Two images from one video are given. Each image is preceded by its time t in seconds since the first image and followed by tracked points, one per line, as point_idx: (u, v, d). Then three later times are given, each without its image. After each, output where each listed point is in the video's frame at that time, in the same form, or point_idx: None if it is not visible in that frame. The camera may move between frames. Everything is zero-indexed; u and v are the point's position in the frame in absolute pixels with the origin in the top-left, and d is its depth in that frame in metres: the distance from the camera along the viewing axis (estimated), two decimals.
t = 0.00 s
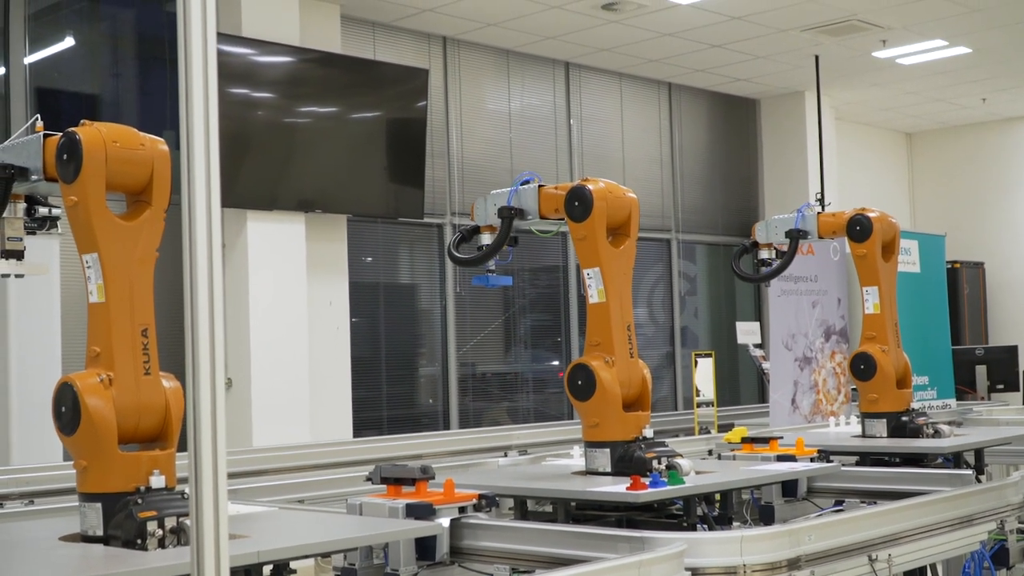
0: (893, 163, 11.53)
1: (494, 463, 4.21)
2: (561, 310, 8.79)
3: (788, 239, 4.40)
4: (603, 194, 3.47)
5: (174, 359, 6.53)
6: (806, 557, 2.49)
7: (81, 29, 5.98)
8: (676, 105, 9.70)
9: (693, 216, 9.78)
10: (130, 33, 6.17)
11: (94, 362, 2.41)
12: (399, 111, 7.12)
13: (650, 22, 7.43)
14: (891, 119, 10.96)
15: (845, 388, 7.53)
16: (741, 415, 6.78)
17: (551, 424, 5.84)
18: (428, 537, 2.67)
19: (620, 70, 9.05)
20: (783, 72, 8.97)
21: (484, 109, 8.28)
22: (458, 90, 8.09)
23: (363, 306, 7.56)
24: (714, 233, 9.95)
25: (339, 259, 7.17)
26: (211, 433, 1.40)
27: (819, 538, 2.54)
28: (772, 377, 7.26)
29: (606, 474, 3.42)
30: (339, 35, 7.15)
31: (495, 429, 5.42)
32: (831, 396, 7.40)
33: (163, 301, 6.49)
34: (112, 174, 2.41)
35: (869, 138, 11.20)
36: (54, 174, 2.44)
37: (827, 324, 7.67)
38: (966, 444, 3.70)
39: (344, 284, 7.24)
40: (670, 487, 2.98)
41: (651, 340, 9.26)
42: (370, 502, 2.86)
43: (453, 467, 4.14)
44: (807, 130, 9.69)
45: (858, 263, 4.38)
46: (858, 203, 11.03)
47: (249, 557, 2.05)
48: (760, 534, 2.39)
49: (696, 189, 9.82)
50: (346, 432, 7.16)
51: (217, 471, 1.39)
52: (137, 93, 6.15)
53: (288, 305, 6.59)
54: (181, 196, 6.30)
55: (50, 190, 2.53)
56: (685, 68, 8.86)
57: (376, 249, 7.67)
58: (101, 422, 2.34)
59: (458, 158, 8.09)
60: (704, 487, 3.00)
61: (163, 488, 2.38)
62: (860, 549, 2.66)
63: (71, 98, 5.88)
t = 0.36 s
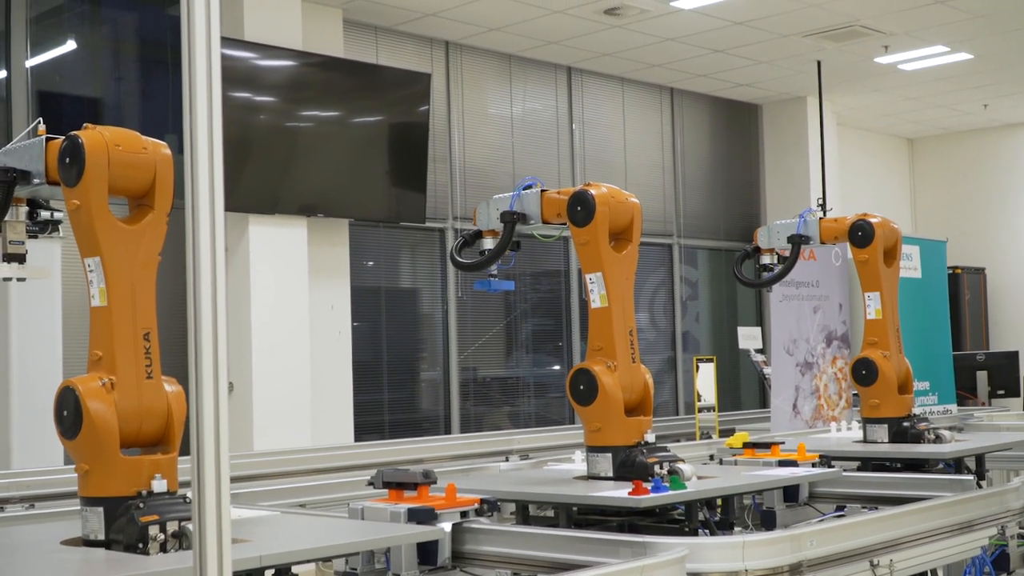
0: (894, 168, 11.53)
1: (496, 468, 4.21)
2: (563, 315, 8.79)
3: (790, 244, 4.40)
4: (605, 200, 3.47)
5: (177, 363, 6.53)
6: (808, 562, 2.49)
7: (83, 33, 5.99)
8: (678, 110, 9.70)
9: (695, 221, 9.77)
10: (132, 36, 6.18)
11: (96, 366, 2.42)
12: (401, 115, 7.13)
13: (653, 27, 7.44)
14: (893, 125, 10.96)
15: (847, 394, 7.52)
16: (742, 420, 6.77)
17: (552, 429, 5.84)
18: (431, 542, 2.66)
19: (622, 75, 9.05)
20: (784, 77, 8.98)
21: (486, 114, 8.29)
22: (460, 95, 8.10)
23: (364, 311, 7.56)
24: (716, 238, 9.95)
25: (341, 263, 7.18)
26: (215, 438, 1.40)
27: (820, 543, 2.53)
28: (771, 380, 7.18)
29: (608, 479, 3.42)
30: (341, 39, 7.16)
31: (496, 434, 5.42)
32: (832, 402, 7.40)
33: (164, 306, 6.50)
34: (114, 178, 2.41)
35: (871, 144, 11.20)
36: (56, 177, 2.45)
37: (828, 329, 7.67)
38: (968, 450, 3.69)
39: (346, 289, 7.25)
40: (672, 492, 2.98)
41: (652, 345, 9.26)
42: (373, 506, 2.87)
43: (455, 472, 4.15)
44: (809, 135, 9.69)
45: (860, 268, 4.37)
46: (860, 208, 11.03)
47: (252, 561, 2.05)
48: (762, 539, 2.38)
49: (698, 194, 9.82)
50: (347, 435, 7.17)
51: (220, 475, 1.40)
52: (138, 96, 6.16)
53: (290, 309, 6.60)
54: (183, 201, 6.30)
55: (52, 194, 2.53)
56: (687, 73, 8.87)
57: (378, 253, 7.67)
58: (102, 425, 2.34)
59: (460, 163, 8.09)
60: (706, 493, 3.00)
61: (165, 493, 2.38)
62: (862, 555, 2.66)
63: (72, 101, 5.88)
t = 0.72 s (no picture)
0: (884, 170, 11.57)
1: (488, 471, 4.21)
2: (553, 317, 8.79)
3: (781, 246, 4.40)
4: (597, 202, 3.48)
5: (168, 367, 6.50)
6: (801, 564, 2.49)
7: (71, 36, 5.97)
8: (668, 113, 9.72)
9: (685, 224, 9.79)
10: (121, 40, 6.16)
11: (88, 371, 2.41)
12: (391, 118, 7.12)
13: (643, 30, 7.45)
14: (881, 127, 11.00)
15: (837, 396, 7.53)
16: (732, 423, 6.76)
17: (543, 432, 5.84)
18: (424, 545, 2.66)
19: (612, 78, 9.06)
20: (773, 80, 9.00)
21: (476, 117, 8.29)
22: (450, 98, 8.10)
23: (355, 314, 7.55)
24: (706, 240, 9.97)
25: (331, 266, 7.17)
26: (210, 444, 1.39)
27: (813, 545, 2.54)
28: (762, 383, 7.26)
29: (600, 482, 3.42)
30: (331, 42, 7.15)
31: (488, 437, 5.42)
32: (823, 404, 7.41)
33: (153, 311, 6.48)
34: (106, 182, 2.40)
35: (860, 146, 11.24)
36: (47, 182, 2.44)
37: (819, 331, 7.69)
38: (958, 451, 3.70)
39: (337, 293, 7.24)
40: (664, 494, 2.99)
41: (642, 348, 9.26)
42: (365, 511, 2.86)
43: (446, 475, 4.14)
44: (799, 137, 9.71)
45: (851, 270, 4.38)
46: (849, 210, 11.06)
47: (245, 566, 2.04)
48: (754, 542, 2.40)
49: (688, 196, 9.84)
50: (339, 439, 7.15)
51: (214, 481, 1.39)
52: (127, 100, 6.13)
53: (280, 313, 6.58)
54: (173, 205, 6.29)
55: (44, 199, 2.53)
56: (677, 76, 8.88)
57: (368, 257, 7.66)
58: (94, 431, 2.33)
59: (450, 166, 8.09)
60: (698, 495, 3.01)
61: (157, 498, 2.38)
62: (854, 557, 2.67)
63: (60, 105, 5.85)
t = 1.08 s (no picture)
0: (871, 172, 11.62)
1: (478, 472, 4.21)
2: (542, 318, 8.80)
3: (770, 248, 4.42)
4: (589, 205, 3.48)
5: (155, 369, 6.48)
6: (793, 566, 2.51)
7: (60, 37, 5.94)
8: (657, 115, 9.73)
9: (674, 225, 9.81)
10: (110, 40, 6.14)
11: (80, 372, 2.40)
12: (380, 120, 7.12)
13: (633, 32, 7.47)
14: (868, 130, 11.05)
15: (826, 398, 7.52)
16: (720, 424, 6.77)
17: (533, 433, 5.84)
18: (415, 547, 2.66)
19: (601, 79, 9.08)
20: (762, 82, 9.03)
21: (465, 118, 8.29)
22: (440, 99, 8.10)
23: (343, 316, 7.54)
24: (694, 242, 9.99)
25: (320, 267, 7.16)
26: (207, 446, 1.39)
27: (805, 547, 2.56)
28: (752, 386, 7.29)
29: (591, 483, 3.42)
30: (320, 43, 7.14)
31: (477, 438, 5.42)
32: (811, 405, 7.43)
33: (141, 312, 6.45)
34: (99, 183, 2.39)
35: (847, 148, 11.28)
36: (39, 182, 2.43)
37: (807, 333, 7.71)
38: (949, 453, 3.71)
39: (326, 293, 7.24)
40: (656, 497, 3.00)
41: (631, 349, 9.28)
42: (357, 511, 2.87)
43: (437, 476, 4.14)
44: (787, 139, 9.75)
45: (840, 272, 4.39)
46: (837, 212, 11.10)
47: (239, 567, 2.04)
48: (746, 544, 2.41)
49: (676, 198, 9.86)
50: (327, 440, 7.15)
51: (211, 483, 1.38)
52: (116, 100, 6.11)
53: (269, 315, 6.57)
54: (162, 205, 6.27)
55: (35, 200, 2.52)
56: (666, 78, 8.90)
57: (355, 258, 7.65)
58: (87, 432, 2.32)
59: (439, 167, 8.09)
60: (690, 497, 3.03)
61: (150, 499, 2.37)
62: (846, 559, 2.68)
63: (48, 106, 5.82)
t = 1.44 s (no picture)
0: (858, 175, 11.66)
1: (466, 472, 4.20)
2: (529, 318, 8.79)
3: (759, 250, 4.40)
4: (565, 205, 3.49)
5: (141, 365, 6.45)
6: (781, 567, 2.53)
7: (48, 31, 5.90)
8: (646, 116, 9.74)
9: (662, 227, 9.83)
10: (99, 35, 6.11)
11: (70, 368, 2.39)
12: (369, 118, 7.11)
13: (623, 32, 7.47)
14: (856, 132, 11.09)
15: (812, 400, 7.59)
16: (705, 425, 6.77)
17: (520, 433, 5.84)
18: (403, 547, 2.65)
19: (590, 80, 9.09)
20: (751, 84, 9.06)
21: (454, 116, 8.28)
22: (429, 98, 8.09)
23: (330, 313, 7.53)
24: (682, 243, 10.01)
25: (307, 265, 7.15)
26: (201, 444, 1.33)
27: (794, 549, 2.58)
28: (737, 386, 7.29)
29: (580, 484, 3.42)
30: (309, 40, 7.12)
31: (464, 437, 5.41)
32: (797, 407, 7.45)
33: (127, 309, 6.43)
34: (91, 180, 2.38)
35: (835, 150, 11.32)
36: (30, 176, 2.42)
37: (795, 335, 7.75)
38: (937, 456, 3.72)
39: (313, 291, 7.23)
40: (645, 498, 3.01)
41: (618, 349, 9.29)
42: (345, 510, 2.87)
43: (424, 475, 4.13)
44: (775, 142, 9.77)
45: (829, 275, 4.40)
46: (824, 214, 11.14)
47: (228, 565, 2.03)
48: (735, 545, 2.43)
49: (665, 199, 9.88)
50: (314, 438, 7.14)
51: (205, 482, 1.33)
52: (103, 95, 6.08)
53: (257, 311, 6.56)
54: (149, 201, 6.25)
55: (24, 195, 2.50)
56: (655, 79, 8.91)
57: (342, 255, 7.63)
58: (76, 427, 2.31)
59: (428, 166, 8.08)
60: (678, 498, 3.04)
61: (139, 496, 2.36)
62: (833, 561, 2.70)
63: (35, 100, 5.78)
